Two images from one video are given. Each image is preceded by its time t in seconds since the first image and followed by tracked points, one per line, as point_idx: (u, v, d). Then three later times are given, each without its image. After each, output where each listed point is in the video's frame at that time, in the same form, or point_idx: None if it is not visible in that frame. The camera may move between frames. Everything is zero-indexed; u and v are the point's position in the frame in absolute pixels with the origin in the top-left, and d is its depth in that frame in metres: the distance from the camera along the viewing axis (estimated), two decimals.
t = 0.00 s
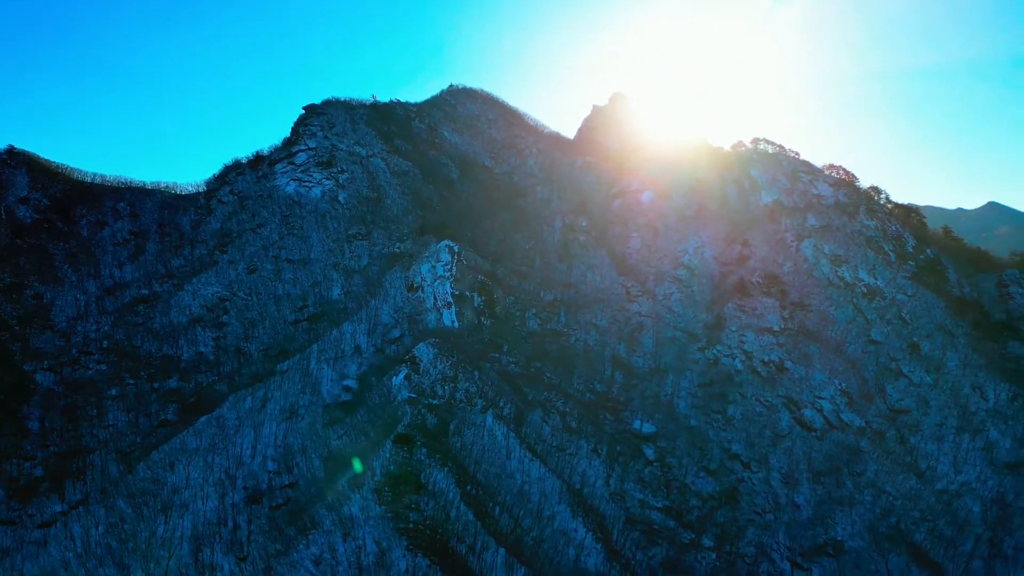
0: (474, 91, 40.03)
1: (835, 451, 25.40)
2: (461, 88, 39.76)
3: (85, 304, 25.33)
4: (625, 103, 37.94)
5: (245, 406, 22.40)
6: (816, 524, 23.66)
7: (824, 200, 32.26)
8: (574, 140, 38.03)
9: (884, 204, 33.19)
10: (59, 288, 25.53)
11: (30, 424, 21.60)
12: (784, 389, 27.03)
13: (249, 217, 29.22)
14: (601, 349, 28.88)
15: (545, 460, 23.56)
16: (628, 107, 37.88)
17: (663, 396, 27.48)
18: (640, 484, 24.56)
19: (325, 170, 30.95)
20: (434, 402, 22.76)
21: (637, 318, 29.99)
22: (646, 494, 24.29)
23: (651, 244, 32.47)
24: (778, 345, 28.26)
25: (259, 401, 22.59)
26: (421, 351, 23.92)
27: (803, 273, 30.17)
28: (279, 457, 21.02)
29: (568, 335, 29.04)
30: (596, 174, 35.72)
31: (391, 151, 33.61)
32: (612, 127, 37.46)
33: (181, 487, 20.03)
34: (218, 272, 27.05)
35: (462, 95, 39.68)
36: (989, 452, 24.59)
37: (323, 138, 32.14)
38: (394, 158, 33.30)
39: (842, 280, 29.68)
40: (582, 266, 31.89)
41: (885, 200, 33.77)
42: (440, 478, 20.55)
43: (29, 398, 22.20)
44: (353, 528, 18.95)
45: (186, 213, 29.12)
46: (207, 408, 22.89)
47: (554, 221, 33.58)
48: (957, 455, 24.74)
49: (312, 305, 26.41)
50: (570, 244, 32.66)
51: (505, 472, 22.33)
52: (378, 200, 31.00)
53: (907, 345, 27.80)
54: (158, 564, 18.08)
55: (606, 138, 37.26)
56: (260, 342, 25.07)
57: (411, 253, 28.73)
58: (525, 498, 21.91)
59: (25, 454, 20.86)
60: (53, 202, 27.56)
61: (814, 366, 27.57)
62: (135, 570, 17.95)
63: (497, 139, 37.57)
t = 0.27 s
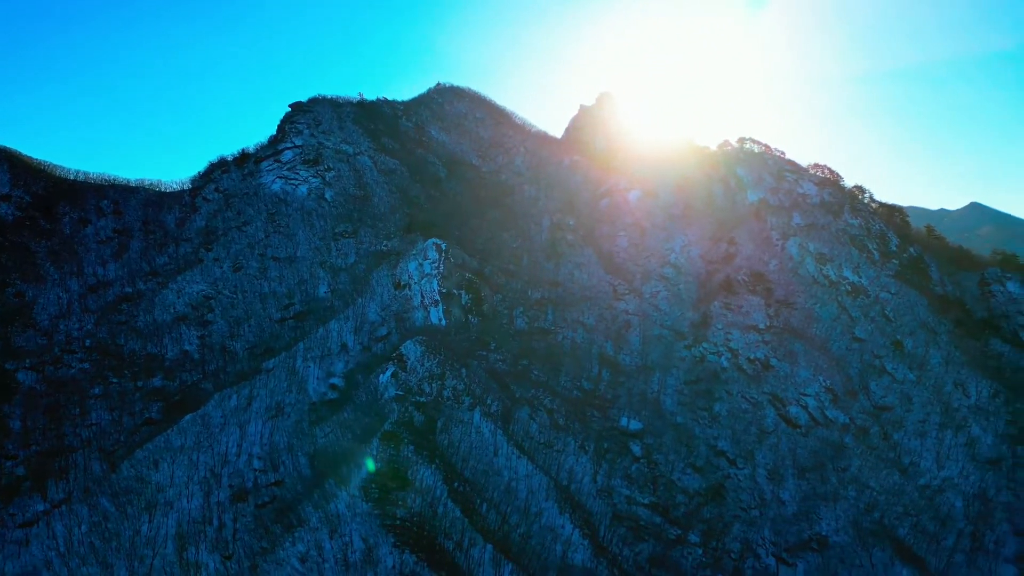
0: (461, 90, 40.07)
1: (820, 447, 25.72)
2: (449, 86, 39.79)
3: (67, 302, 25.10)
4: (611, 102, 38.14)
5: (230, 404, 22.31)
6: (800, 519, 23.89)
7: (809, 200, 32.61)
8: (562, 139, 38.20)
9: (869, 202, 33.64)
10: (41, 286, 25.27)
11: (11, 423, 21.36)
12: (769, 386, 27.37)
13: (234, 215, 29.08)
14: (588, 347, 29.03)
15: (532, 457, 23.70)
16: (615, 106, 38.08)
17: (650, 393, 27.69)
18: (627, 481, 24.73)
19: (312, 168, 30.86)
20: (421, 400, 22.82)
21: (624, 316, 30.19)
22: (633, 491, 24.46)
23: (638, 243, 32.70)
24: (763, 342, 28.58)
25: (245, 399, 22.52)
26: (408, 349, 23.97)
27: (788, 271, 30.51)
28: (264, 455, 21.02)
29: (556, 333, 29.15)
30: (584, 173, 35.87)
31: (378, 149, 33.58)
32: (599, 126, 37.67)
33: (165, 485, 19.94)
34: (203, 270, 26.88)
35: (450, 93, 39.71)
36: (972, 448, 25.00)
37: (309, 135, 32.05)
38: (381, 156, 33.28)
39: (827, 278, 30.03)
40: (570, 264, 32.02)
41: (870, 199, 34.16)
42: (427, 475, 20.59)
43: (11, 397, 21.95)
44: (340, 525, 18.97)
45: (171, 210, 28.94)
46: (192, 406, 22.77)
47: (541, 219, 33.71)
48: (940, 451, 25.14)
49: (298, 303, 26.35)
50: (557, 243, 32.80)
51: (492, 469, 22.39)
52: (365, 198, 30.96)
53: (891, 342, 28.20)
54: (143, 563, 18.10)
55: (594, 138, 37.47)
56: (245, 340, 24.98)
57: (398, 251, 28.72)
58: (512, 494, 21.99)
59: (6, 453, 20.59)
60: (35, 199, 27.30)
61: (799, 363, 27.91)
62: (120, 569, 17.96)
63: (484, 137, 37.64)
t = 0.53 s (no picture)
0: (448, 89, 40.14)
1: (805, 443, 26.05)
2: (436, 85, 39.85)
3: (50, 300, 24.87)
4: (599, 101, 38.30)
5: (216, 402, 22.21)
6: (786, 515, 24.19)
7: (794, 199, 32.98)
8: (549, 139, 38.35)
9: (853, 201, 34.09)
10: (23, 284, 25.01)
11: None
12: (755, 383, 27.68)
13: (220, 213, 28.92)
14: (576, 345, 29.15)
15: (520, 455, 23.79)
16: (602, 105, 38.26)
17: (637, 391, 27.87)
18: (614, 478, 24.88)
19: (298, 166, 30.75)
20: (409, 398, 22.89)
21: (612, 314, 30.35)
22: (620, 488, 24.61)
23: (625, 242, 32.90)
24: (749, 340, 28.88)
25: (230, 397, 22.42)
26: (395, 347, 24.04)
27: (773, 269, 30.86)
28: (250, 453, 20.96)
29: (544, 331, 29.24)
30: (571, 172, 36.03)
31: (366, 148, 33.53)
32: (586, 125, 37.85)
33: (150, 484, 19.84)
34: (188, 268, 26.71)
35: (437, 92, 39.75)
36: (955, 444, 25.42)
37: (295, 133, 31.91)
38: (368, 154, 33.22)
39: (812, 277, 30.38)
40: (558, 263, 32.13)
41: (854, 199, 34.59)
42: (415, 472, 20.59)
43: None
44: (327, 523, 18.96)
45: (155, 209, 28.74)
46: (177, 405, 22.65)
47: (529, 218, 33.80)
48: (923, 447, 25.49)
49: (284, 301, 26.26)
50: (545, 241, 32.92)
51: (480, 467, 22.37)
52: (352, 196, 30.89)
53: (875, 340, 28.57)
54: (126, 562, 18.03)
55: (581, 137, 37.67)
56: (231, 338, 24.86)
57: (386, 249, 28.67)
58: (500, 491, 22.03)
59: None
60: (16, 197, 27.02)
61: (784, 361, 28.22)
62: (103, 568, 17.87)
63: (472, 136, 37.69)
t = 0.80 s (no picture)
0: (436, 87, 40.35)
1: (790, 440, 26.37)
2: (423, 83, 40.02)
3: (32, 299, 24.76)
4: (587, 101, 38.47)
5: (201, 401, 22.11)
6: (772, 511, 24.45)
7: (780, 198, 33.35)
8: (537, 138, 38.53)
9: (838, 201, 34.50)
10: (5, 282, 24.88)
11: None
12: (741, 380, 27.98)
13: (205, 211, 28.74)
14: (564, 343, 29.24)
15: (508, 453, 23.83)
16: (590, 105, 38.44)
17: (624, 389, 28.02)
18: (602, 475, 25.03)
19: (284, 164, 30.63)
20: (397, 395, 22.82)
21: (599, 313, 30.56)
22: (608, 485, 24.78)
23: (612, 241, 33.14)
24: (735, 338, 29.15)
25: (216, 395, 22.32)
26: (383, 345, 23.99)
27: (759, 267, 31.17)
28: (236, 452, 20.90)
29: (532, 330, 29.25)
30: (559, 171, 36.20)
31: (352, 146, 33.51)
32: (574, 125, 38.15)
33: (134, 483, 19.80)
34: (173, 266, 26.51)
35: (424, 91, 39.95)
36: (938, 440, 25.71)
37: (282, 131, 31.77)
38: (355, 152, 33.19)
39: (798, 275, 30.74)
40: (546, 261, 32.24)
41: (839, 198, 35.00)
42: (402, 470, 20.68)
43: None
44: (313, 520, 18.96)
45: (140, 206, 28.55)
46: (161, 403, 22.50)
47: (516, 217, 33.92)
48: (906, 443, 25.82)
49: (270, 300, 26.15)
50: (532, 240, 33.05)
51: (467, 464, 22.38)
52: (339, 194, 30.83)
53: (859, 337, 28.96)
54: (110, 561, 18.05)
55: (568, 136, 37.89)
56: (217, 337, 24.71)
57: (373, 248, 28.66)
58: (487, 488, 22.06)
59: None
60: None
61: (770, 359, 28.52)
62: (87, 568, 17.87)
63: (459, 135, 37.77)
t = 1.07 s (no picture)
0: (423, 85, 40.44)
1: (776, 436, 26.69)
2: (410, 81, 40.08)
3: (14, 297, 24.53)
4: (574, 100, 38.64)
5: (186, 399, 21.99)
6: (758, 507, 24.76)
7: (765, 196, 33.70)
8: (524, 136, 38.69)
9: (823, 200, 34.91)
10: None
11: None
12: (728, 377, 28.25)
13: (190, 208, 28.53)
14: (552, 341, 29.26)
15: (495, 450, 23.94)
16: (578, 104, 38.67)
17: (612, 386, 28.14)
18: (589, 472, 25.18)
19: (270, 162, 30.47)
20: (384, 393, 22.81)
21: (587, 310, 30.65)
22: (595, 481, 24.94)
23: (599, 239, 33.31)
24: (722, 335, 29.43)
25: (201, 393, 22.21)
26: (370, 342, 24.00)
27: (745, 265, 31.53)
28: (222, 450, 20.81)
29: (520, 328, 29.29)
30: (547, 170, 36.35)
31: (339, 143, 33.43)
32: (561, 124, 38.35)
33: (118, 482, 19.70)
34: (157, 264, 26.31)
35: (411, 89, 39.99)
36: (921, 437, 26.08)
37: (268, 128, 31.61)
38: (342, 150, 33.12)
39: (783, 273, 31.10)
40: (533, 259, 32.34)
41: (824, 197, 35.39)
42: (390, 468, 20.75)
43: None
44: (300, 518, 18.93)
45: (123, 204, 28.38)
46: (145, 401, 22.38)
47: (504, 215, 33.99)
48: (890, 440, 26.18)
49: (256, 298, 26.03)
50: (520, 238, 33.13)
51: (455, 461, 22.40)
52: (326, 192, 30.74)
53: (844, 335, 29.33)
54: (93, 561, 17.92)
55: (555, 135, 38.07)
56: (202, 335, 24.56)
57: (360, 245, 28.57)
58: (475, 485, 22.13)
59: None
60: None
61: (756, 356, 28.82)
62: (69, 568, 17.70)
63: (447, 133, 37.84)
